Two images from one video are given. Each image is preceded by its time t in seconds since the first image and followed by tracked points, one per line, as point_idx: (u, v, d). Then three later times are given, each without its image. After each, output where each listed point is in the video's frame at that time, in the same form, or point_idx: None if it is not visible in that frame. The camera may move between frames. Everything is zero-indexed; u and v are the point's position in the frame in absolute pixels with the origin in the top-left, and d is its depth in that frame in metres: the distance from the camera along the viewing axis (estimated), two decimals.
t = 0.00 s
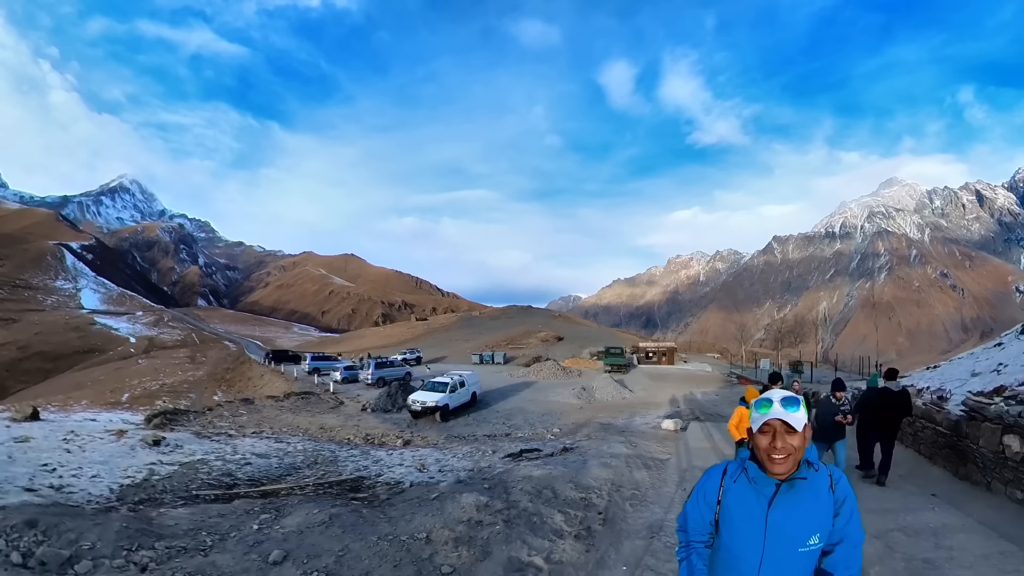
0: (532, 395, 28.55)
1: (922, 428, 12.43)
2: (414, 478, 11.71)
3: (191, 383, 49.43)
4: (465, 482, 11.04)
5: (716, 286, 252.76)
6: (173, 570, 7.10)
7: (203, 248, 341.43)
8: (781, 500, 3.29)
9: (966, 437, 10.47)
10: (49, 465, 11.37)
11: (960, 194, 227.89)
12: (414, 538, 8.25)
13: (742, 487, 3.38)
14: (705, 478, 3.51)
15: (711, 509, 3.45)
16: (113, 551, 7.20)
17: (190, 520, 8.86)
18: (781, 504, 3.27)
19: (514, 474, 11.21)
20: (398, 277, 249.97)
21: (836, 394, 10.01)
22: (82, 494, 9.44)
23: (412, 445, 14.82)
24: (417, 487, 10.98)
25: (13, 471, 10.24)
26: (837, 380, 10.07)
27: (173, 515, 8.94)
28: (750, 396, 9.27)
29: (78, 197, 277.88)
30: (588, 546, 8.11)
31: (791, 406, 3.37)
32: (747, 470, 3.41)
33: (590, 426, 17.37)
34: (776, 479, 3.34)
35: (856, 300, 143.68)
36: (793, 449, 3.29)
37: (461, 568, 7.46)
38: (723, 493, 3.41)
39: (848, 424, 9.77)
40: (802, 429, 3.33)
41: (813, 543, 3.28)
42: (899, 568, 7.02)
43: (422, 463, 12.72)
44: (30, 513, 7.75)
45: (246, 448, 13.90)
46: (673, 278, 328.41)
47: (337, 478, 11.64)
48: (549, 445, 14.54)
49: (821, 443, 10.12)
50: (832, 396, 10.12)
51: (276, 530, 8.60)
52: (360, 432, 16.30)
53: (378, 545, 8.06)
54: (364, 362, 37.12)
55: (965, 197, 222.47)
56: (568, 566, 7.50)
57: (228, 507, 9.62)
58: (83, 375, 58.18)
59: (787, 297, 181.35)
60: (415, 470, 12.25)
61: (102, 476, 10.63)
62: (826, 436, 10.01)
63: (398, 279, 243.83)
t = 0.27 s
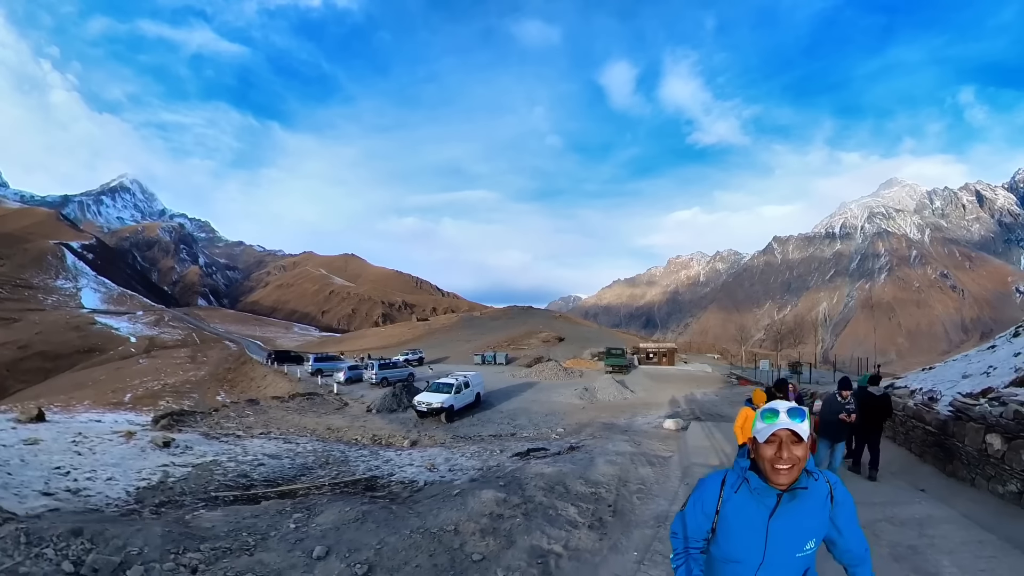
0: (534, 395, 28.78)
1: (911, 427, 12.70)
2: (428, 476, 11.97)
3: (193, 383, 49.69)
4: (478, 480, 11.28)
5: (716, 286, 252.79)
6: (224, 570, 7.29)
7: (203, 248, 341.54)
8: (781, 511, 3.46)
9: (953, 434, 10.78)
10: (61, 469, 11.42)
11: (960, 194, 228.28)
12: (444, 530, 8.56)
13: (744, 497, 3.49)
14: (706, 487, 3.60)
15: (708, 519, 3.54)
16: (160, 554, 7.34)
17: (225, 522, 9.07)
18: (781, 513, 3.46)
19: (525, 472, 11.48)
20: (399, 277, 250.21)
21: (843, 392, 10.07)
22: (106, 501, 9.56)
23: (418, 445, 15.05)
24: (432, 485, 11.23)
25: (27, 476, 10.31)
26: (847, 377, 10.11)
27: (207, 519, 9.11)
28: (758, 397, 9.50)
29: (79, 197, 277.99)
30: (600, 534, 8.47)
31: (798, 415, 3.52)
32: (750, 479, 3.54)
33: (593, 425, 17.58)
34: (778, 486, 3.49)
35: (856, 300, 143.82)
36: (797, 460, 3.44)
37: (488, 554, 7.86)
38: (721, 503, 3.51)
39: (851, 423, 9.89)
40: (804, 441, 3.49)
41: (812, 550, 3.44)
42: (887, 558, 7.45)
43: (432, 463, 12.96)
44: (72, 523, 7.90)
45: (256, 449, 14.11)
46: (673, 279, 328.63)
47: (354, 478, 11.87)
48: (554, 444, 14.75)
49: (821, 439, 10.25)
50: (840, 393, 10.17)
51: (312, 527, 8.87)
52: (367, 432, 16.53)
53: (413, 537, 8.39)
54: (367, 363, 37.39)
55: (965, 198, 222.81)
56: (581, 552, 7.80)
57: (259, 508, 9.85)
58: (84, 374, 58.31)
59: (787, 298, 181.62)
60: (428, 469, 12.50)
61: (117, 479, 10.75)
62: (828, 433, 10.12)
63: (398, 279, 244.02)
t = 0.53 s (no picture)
0: (537, 394, 29.03)
1: (904, 424, 12.92)
2: (442, 472, 12.26)
3: (196, 383, 49.96)
4: (491, 475, 11.57)
5: (716, 286, 253.02)
6: (272, 562, 7.59)
7: (203, 248, 341.77)
8: (796, 510, 3.38)
9: (943, 431, 11.04)
10: (75, 471, 11.57)
11: (961, 193, 228.51)
12: (470, 518, 8.97)
13: (760, 493, 3.41)
14: (721, 481, 3.52)
15: (720, 515, 3.46)
16: (207, 550, 7.64)
17: (259, 518, 9.37)
18: (796, 513, 3.36)
19: (535, 467, 11.80)
20: (399, 278, 250.42)
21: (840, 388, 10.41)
22: (132, 502, 9.80)
23: (426, 444, 15.31)
24: (447, 480, 11.53)
25: (44, 478, 10.44)
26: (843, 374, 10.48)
27: (241, 515, 9.41)
28: (760, 397, 9.68)
29: (79, 197, 278.10)
30: (611, 520, 9.10)
31: (817, 414, 3.45)
32: (765, 476, 3.46)
33: (596, 424, 17.87)
34: (792, 485, 3.41)
35: (856, 300, 144.01)
36: (814, 458, 3.37)
37: (513, 538, 8.34)
38: (736, 499, 3.42)
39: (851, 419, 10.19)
40: (823, 439, 3.42)
41: (821, 554, 3.36)
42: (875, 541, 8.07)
43: (442, 460, 13.22)
44: (114, 524, 8.16)
45: (266, 449, 14.36)
46: (674, 278, 328.77)
47: (371, 475, 12.16)
48: (559, 441, 14.97)
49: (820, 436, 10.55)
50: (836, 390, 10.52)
51: (345, 519, 9.19)
52: (375, 432, 16.78)
53: (443, 526, 8.77)
54: (371, 363, 37.62)
55: (966, 197, 222.90)
56: (594, 536, 8.45)
57: (289, 504, 10.14)
58: (86, 374, 58.55)
59: (787, 298, 181.82)
60: (442, 465, 12.77)
61: (134, 480, 10.95)
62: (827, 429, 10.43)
63: (399, 279, 244.19)
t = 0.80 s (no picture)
0: (540, 394, 29.25)
1: (895, 421, 13.21)
2: (453, 468, 12.49)
3: (198, 383, 50.18)
4: (502, 469, 11.86)
5: (716, 286, 253.11)
6: (314, 552, 7.84)
7: (203, 249, 342.09)
8: (797, 506, 3.42)
9: (931, 427, 11.36)
10: (89, 472, 11.71)
11: (961, 193, 228.67)
12: (491, 508, 9.36)
13: (762, 490, 3.49)
14: (723, 479, 3.63)
15: (723, 509, 3.57)
16: (251, 544, 7.90)
17: (291, 513, 9.62)
18: (797, 512, 3.40)
19: (543, 462, 12.18)
20: (399, 278, 250.53)
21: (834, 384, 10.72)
22: (154, 502, 9.99)
23: (432, 442, 15.54)
24: (461, 475, 11.78)
25: (60, 479, 10.59)
26: (839, 372, 10.73)
27: (274, 512, 9.64)
28: (759, 395, 9.93)
29: (79, 197, 278.17)
30: (621, 507, 9.67)
31: (819, 411, 3.49)
32: (767, 473, 3.54)
33: (600, 421, 18.13)
34: (793, 484, 3.47)
35: (856, 299, 144.09)
36: (818, 456, 3.41)
37: (533, 526, 8.77)
38: (740, 494, 3.53)
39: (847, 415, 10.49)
40: (828, 438, 3.46)
41: (823, 555, 3.39)
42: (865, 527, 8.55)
43: (451, 458, 13.44)
44: (155, 524, 8.39)
45: (275, 448, 14.62)
46: (674, 278, 328.92)
47: (384, 472, 12.38)
48: (564, 439, 15.28)
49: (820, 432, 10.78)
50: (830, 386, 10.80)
51: (377, 510, 9.46)
52: (383, 431, 17.03)
53: (468, 516, 9.16)
54: (373, 363, 37.85)
55: (966, 197, 222.98)
56: (605, 522, 9.04)
57: (317, 501, 10.38)
58: (87, 374, 58.72)
59: (788, 298, 182.02)
60: (452, 463, 13.03)
61: (149, 481, 11.12)
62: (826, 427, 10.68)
63: (398, 279, 244.35)
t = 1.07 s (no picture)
0: (542, 394, 29.51)
1: (889, 418, 13.44)
2: (463, 465, 12.74)
3: (200, 383, 50.37)
4: (512, 465, 12.10)
5: (716, 286, 253.47)
6: (354, 540, 8.14)
7: (203, 248, 342.56)
8: (779, 501, 3.41)
9: (922, 424, 11.63)
10: (103, 472, 11.90)
11: (961, 194, 228.93)
12: (509, 498, 9.68)
13: (744, 489, 3.50)
14: (707, 481, 3.68)
15: (710, 508, 3.62)
16: (291, 535, 8.21)
17: (321, 507, 9.90)
18: (780, 507, 3.39)
19: (552, 457, 12.49)
20: (400, 278, 250.82)
21: (830, 381, 10.88)
22: (175, 501, 10.23)
23: (439, 441, 15.78)
24: (475, 470, 12.03)
25: (77, 480, 10.77)
26: (835, 369, 10.88)
27: (305, 506, 9.91)
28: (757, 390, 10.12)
29: (79, 197, 278.58)
30: (629, 496, 10.06)
31: (791, 406, 3.49)
32: (746, 471, 3.55)
33: (603, 420, 18.40)
34: (772, 479, 3.46)
35: (856, 299, 144.31)
36: (793, 451, 3.41)
37: (551, 513, 9.14)
38: (723, 493, 3.58)
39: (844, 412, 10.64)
40: (803, 432, 3.45)
41: (813, 546, 3.38)
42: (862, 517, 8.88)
43: (460, 456, 13.67)
44: (197, 521, 8.65)
45: (283, 448, 14.85)
46: (674, 278, 329.15)
47: (397, 469, 12.64)
48: (569, 436, 15.55)
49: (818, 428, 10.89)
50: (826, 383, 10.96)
51: (405, 502, 9.74)
52: (389, 430, 17.27)
53: (490, 504, 9.47)
54: (376, 364, 38.06)
55: (966, 197, 223.25)
56: (616, 508, 9.44)
57: (343, 495, 10.66)
58: (89, 373, 58.95)
59: (788, 298, 182.32)
60: (462, 460, 13.28)
61: (164, 481, 11.33)
62: (824, 424, 10.82)
63: (399, 279, 244.60)
